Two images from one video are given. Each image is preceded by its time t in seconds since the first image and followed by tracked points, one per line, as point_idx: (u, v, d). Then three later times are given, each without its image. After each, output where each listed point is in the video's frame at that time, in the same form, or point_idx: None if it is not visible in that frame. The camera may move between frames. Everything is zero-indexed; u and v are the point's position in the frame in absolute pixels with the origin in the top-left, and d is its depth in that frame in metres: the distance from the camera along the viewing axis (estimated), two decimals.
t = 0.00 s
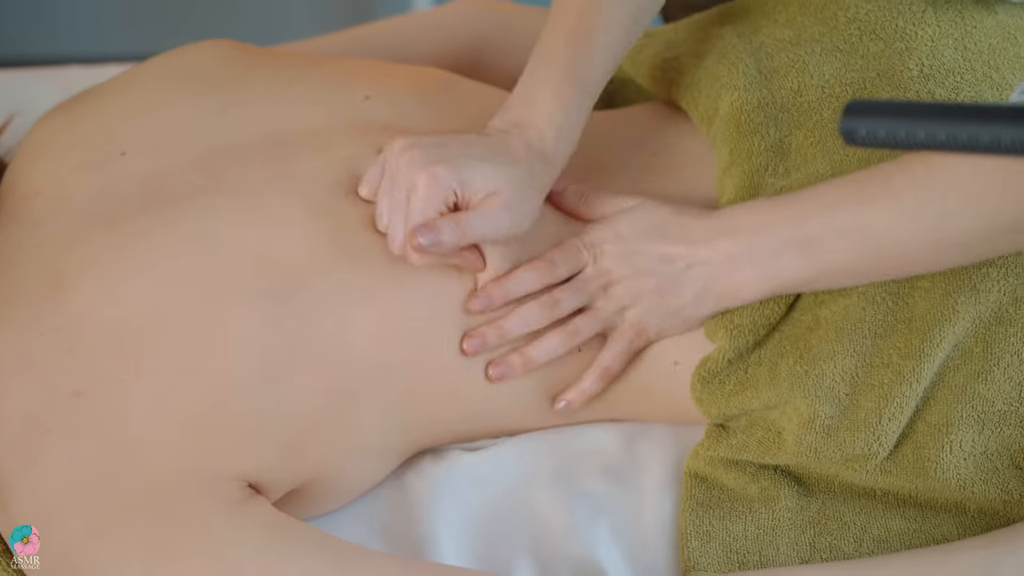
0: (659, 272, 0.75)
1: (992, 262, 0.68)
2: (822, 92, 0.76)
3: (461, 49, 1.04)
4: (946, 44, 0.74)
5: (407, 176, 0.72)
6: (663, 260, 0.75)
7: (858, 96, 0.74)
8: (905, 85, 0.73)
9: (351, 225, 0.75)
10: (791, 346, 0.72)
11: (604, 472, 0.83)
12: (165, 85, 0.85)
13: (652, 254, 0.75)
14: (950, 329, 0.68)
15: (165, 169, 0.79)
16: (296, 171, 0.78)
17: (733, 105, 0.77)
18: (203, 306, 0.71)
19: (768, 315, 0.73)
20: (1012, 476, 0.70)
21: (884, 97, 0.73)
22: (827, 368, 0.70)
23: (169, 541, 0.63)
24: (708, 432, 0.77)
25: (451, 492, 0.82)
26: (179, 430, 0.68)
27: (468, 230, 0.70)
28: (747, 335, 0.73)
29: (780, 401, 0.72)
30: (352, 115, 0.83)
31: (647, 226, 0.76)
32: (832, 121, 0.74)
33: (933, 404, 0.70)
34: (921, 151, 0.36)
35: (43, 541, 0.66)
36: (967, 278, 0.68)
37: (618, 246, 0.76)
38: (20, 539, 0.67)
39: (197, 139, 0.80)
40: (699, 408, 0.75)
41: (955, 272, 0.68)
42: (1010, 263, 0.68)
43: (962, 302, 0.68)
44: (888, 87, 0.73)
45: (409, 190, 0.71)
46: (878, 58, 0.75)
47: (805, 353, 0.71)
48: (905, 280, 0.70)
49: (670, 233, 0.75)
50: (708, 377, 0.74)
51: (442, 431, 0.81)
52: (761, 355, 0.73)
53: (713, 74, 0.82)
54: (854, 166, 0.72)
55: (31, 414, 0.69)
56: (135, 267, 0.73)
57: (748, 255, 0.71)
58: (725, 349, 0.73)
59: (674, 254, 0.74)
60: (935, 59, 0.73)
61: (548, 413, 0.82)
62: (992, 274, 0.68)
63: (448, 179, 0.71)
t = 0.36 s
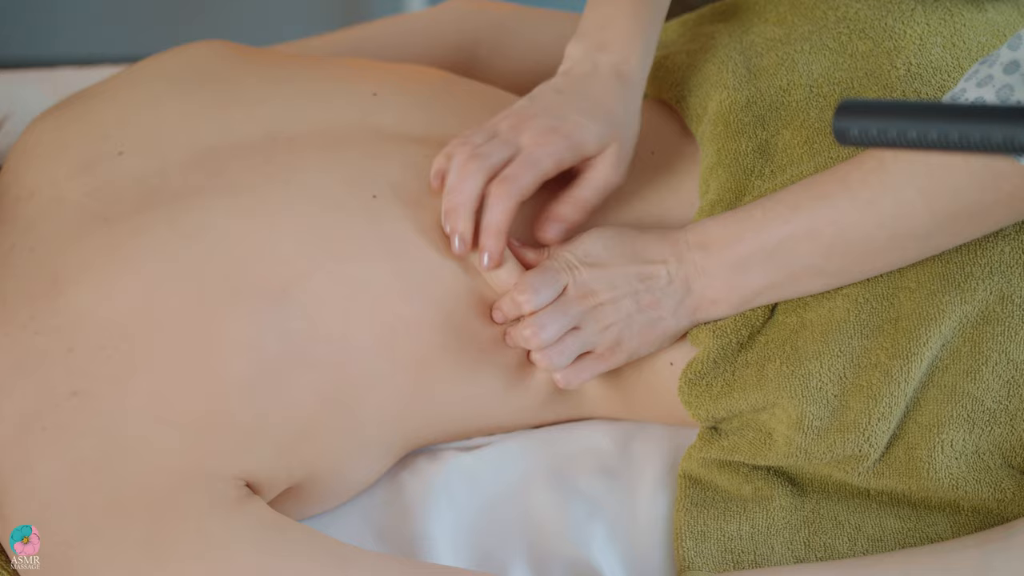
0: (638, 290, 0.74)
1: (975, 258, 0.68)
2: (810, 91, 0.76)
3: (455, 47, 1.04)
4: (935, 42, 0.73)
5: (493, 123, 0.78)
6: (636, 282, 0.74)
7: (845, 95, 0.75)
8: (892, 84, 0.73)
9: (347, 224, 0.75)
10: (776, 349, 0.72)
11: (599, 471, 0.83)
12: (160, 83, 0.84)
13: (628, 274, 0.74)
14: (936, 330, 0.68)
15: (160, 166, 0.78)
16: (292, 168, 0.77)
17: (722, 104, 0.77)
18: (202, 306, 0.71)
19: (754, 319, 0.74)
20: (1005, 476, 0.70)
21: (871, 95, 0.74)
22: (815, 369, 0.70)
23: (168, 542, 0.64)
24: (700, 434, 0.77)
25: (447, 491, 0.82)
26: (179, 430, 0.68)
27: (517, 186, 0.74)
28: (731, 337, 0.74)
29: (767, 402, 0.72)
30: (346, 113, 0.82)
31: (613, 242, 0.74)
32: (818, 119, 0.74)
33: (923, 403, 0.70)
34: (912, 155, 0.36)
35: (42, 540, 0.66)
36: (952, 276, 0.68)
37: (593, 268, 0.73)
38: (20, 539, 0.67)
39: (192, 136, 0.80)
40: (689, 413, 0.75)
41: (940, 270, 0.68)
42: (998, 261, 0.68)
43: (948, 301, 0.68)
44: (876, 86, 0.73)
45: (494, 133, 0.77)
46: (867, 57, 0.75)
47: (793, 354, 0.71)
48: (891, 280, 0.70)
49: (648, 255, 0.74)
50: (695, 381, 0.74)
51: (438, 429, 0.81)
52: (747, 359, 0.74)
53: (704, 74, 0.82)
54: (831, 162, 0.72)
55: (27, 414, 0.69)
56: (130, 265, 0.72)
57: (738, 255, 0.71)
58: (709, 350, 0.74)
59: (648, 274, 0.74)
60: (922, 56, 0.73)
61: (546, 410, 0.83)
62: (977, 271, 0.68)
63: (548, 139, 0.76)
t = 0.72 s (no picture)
0: (655, 303, 0.72)
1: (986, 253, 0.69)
2: (815, 90, 0.76)
3: (455, 47, 1.04)
4: (939, 41, 0.73)
5: (472, 97, 0.81)
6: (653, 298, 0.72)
7: (850, 92, 0.75)
8: (898, 81, 0.73)
9: (347, 223, 0.75)
10: (787, 339, 0.72)
11: (598, 471, 0.83)
12: (161, 83, 0.84)
13: (643, 288, 0.72)
14: (945, 322, 0.68)
15: (160, 167, 0.78)
16: (292, 168, 0.77)
17: (727, 102, 0.78)
18: (200, 306, 0.71)
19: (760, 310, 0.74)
20: (1007, 474, 0.70)
21: (876, 93, 0.74)
22: (824, 359, 0.70)
23: (169, 542, 0.64)
24: (703, 428, 0.76)
25: (447, 492, 0.82)
26: (177, 431, 0.68)
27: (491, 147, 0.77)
28: (746, 329, 0.74)
29: (776, 391, 0.72)
30: (346, 113, 0.83)
31: (624, 251, 0.73)
32: (825, 115, 0.75)
33: (927, 398, 0.70)
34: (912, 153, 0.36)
35: (43, 540, 0.66)
36: (963, 272, 0.69)
37: (607, 283, 0.72)
38: (19, 539, 0.67)
39: (193, 136, 0.80)
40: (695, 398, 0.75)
41: (952, 266, 0.69)
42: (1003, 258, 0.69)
43: (957, 295, 0.68)
44: (880, 83, 0.74)
45: (472, 106, 0.79)
46: (871, 55, 0.75)
47: (803, 345, 0.71)
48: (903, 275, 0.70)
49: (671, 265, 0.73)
50: (705, 367, 0.74)
51: (439, 429, 0.81)
52: (757, 350, 0.74)
53: (706, 74, 0.82)
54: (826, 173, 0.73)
55: (27, 415, 0.69)
56: (131, 266, 0.72)
57: (738, 255, 0.71)
58: (724, 340, 0.74)
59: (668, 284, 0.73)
60: (927, 55, 0.73)
61: (543, 409, 0.83)
62: (986, 265, 0.69)
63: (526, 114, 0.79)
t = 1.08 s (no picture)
0: (636, 295, 0.72)
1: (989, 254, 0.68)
2: (812, 89, 0.76)
3: (454, 47, 1.04)
4: (937, 41, 0.74)
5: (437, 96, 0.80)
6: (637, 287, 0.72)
7: (849, 92, 0.74)
8: (897, 81, 0.73)
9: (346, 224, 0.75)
10: (785, 342, 0.73)
11: (598, 469, 0.83)
12: (160, 84, 0.84)
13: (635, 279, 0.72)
14: (941, 324, 0.68)
15: (159, 167, 0.78)
16: (291, 168, 0.77)
17: (725, 101, 0.78)
18: (200, 306, 0.71)
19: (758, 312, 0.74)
20: (1005, 473, 0.70)
21: (874, 92, 0.74)
22: (820, 362, 0.70)
23: (169, 543, 0.64)
24: (703, 429, 0.77)
25: (447, 491, 0.82)
26: (178, 432, 0.68)
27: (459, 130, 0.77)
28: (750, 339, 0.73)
29: (772, 393, 0.72)
30: (345, 114, 0.83)
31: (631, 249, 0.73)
32: (823, 115, 0.74)
33: (925, 398, 0.70)
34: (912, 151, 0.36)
35: (42, 541, 0.66)
36: (962, 274, 0.68)
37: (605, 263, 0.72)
38: (19, 539, 0.66)
39: (191, 136, 0.80)
40: (694, 402, 0.76)
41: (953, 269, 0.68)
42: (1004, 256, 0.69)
43: (953, 296, 0.68)
44: (879, 83, 0.74)
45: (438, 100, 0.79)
46: (869, 54, 0.75)
47: (800, 347, 0.71)
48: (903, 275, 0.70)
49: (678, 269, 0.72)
50: (705, 373, 0.75)
51: (438, 429, 0.81)
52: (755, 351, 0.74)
53: (704, 73, 0.82)
54: (825, 187, 0.73)
55: (26, 416, 0.69)
56: (131, 266, 0.72)
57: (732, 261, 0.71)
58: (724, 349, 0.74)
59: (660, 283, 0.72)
60: (925, 55, 0.73)
61: (549, 412, 0.83)
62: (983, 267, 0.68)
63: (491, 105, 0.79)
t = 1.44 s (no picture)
0: (601, 310, 0.72)
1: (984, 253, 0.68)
2: (811, 87, 0.76)
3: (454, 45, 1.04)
4: (936, 40, 0.74)
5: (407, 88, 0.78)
6: (598, 303, 0.72)
7: (847, 91, 0.75)
8: (895, 79, 0.73)
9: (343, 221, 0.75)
10: (780, 341, 0.72)
11: (597, 468, 0.83)
12: (158, 82, 0.85)
13: (595, 292, 0.71)
14: (939, 324, 0.67)
15: (159, 166, 0.78)
16: (290, 167, 0.77)
17: (724, 99, 0.78)
18: (200, 305, 0.71)
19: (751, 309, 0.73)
20: (1006, 471, 0.70)
21: (873, 91, 0.74)
22: (815, 361, 0.70)
23: (170, 542, 0.64)
24: (704, 429, 0.78)
25: (448, 491, 0.82)
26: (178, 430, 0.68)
27: (427, 138, 0.75)
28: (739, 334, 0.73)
29: (769, 393, 0.72)
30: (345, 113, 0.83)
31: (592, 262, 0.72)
32: (822, 113, 0.74)
33: (925, 398, 0.70)
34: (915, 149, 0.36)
35: (43, 540, 0.66)
36: (959, 273, 0.67)
37: (571, 271, 0.71)
38: (19, 539, 0.66)
39: (191, 135, 0.80)
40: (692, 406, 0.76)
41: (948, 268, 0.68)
42: (1002, 256, 0.68)
43: (952, 296, 0.67)
44: (878, 81, 0.74)
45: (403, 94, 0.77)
46: (868, 52, 0.75)
47: (796, 346, 0.71)
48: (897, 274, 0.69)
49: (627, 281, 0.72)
50: (698, 377, 0.75)
51: (437, 426, 0.81)
52: (750, 350, 0.74)
53: (703, 71, 0.82)
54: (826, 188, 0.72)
55: (26, 415, 0.69)
56: (130, 265, 0.72)
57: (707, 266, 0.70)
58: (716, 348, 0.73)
59: (625, 298, 0.72)
60: (924, 53, 0.73)
61: (547, 411, 0.83)
62: (980, 268, 0.68)
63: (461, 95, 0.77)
